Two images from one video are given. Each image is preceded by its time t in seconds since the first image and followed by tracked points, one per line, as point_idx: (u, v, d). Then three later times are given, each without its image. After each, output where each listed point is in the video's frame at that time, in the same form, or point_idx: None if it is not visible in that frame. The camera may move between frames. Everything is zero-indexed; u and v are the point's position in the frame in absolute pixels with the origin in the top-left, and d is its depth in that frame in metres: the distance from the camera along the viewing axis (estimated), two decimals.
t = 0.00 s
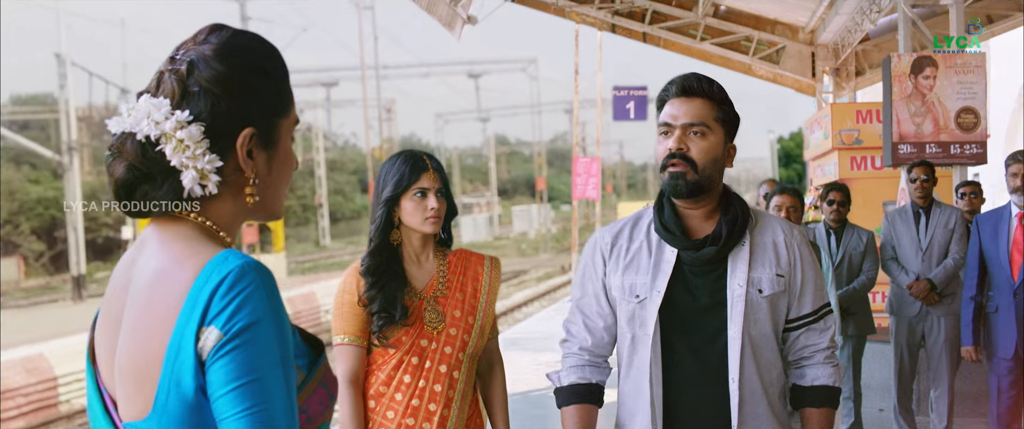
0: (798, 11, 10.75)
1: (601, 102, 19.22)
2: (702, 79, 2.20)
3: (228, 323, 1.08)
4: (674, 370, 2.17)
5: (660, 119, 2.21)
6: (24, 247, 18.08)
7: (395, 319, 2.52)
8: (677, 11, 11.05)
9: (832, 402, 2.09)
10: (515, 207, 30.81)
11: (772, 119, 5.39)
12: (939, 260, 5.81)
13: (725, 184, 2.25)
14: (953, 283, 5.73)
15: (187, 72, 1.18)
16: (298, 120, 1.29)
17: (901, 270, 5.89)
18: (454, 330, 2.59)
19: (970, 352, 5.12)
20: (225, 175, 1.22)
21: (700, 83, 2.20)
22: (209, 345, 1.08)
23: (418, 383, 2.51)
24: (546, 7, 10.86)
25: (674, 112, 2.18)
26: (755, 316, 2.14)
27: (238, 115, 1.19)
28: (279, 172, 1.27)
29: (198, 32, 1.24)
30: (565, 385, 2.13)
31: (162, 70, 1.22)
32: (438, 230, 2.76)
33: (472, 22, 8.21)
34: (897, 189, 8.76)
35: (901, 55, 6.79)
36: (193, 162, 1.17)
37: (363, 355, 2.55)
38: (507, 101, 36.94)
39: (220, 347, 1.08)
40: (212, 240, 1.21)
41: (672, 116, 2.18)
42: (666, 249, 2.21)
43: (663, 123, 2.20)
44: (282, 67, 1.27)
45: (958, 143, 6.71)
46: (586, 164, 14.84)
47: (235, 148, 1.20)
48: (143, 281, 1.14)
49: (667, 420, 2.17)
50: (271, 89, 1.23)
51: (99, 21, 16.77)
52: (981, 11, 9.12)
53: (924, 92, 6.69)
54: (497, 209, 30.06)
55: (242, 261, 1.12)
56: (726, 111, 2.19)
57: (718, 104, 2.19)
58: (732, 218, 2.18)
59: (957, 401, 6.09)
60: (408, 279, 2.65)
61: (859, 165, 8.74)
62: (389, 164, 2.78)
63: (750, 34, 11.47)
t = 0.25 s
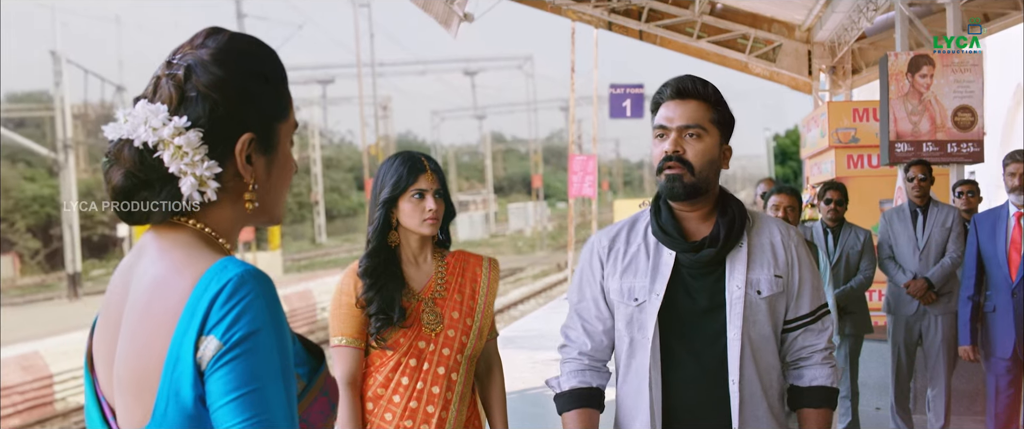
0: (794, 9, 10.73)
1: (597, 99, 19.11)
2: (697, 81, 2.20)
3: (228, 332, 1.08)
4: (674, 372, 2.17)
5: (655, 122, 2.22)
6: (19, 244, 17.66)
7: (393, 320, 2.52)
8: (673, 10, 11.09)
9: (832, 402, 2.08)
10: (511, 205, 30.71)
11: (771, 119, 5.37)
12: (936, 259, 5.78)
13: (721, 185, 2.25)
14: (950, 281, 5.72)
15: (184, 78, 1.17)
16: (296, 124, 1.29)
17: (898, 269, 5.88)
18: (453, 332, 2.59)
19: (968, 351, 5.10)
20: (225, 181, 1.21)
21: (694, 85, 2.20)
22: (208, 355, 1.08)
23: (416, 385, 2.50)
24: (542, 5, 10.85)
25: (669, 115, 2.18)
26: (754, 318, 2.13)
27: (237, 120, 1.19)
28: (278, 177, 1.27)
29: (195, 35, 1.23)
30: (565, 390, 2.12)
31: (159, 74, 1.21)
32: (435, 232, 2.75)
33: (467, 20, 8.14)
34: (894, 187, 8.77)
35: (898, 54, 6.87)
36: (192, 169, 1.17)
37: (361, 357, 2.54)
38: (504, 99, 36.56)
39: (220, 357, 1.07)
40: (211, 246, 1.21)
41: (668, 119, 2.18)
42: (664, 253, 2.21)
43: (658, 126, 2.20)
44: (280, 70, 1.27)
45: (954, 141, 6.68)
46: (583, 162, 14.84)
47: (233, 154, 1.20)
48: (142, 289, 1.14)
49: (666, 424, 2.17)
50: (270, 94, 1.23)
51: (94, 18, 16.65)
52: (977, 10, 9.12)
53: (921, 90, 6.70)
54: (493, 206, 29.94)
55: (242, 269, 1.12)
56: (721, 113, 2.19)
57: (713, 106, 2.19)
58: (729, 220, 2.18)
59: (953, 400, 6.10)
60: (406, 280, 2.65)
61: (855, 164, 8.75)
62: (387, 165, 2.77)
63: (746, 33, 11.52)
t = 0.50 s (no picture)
0: (794, 8, 10.76)
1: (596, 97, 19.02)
2: (693, 82, 2.21)
3: (230, 342, 1.08)
4: (675, 376, 2.16)
5: (653, 125, 2.21)
6: (18, 242, 17.21)
7: (393, 321, 2.52)
8: (672, 7, 11.08)
9: (832, 403, 2.08)
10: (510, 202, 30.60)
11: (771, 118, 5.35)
12: (936, 258, 5.78)
13: (720, 188, 2.24)
14: (950, 280, 5.71)
15: (184, 84, 1.17)
16: (298, 128, 1.29)
17: (898, 268, 5.87)
18: (453, 333, 2.58)
19: (969, 351, 5.09)
20: (226, 188, 1.21)
21: (690, 87, 2.20)
22: (211, 364, 1.08)
23: (416, 387, 2.49)
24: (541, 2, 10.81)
25: (666, 118, 2.18)
26: (755, 319, 2.13)
27: (238, 126, 1.19)
28: (279, 182, 1.27)
29: (196, 39, 1.23)
30: (564, 395, 2.11)
31: (157, 81, 1.21)
32: (435, 233, 2.75)
33: (466, 17, 8.09)
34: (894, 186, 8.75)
35: (898, 52, 6.85)
36: (193, 176, 1.17)
37: (361, 359, 2.54)
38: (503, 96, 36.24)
39: (223, 367, 1.08)
40: (212, 253, 1.21)
41: (665, 122, 2.18)
42: (663, 255, 2.21)
43: (655, 129, 2.20)
44: (281, 75, 1.26)
45: (954, 140, 6.67)
46: (582, 160, 14.83)
47: (235, 160, 1.20)
48: (144, 298, 1.14)
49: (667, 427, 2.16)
50: (272, 100, 1.23)
51: (93, 15, 16.57)
52: (977, 8, 9.12)
53: (921, 89, 6.69)
54: (491, 204, 29.81)
55: (244, 279, 1.12)
56: (718, 115, 2.19)
57: (709, 108, 2.19)
58: (729, 222, 2.17)
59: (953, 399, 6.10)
60: (406, 281, 2.64)
61: (855, 162, 8.75)
62: (387, 166, 2.77)
63: (746, 31, 11.47)
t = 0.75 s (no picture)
0: (795, 6, 10.77)
1: (597, 94, 18.91)
2: (691, 84, 2.21)
3: (234, 351, 1.08)
4: (677, 378, 2.16)
5: (652, 126, 2.21)
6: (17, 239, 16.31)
7: (395, 323, 2.51)
8: (673, 5, 11.06)
9: (835, 402, 2.08)
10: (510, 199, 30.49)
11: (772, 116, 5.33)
12: (939, 256, 5.76)
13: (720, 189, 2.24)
14: (953, 278, 5.69)
15: (187, 88, 1.18)
16: (300, 132, 1.29)
17: (899, 266, 5.86)
18: (455, 334, 2.58)
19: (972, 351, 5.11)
20: (229, 193, 1.21)
21: (688, 89, 2.19)
22: (215, 373, 1.08)
23: (418, 387, 2.49)
24: None
25: (665, 120, 2.18)
26: (756, 321, 2.13)
27: (240, 131, 1.19)
28: (283, 187, 1.27)
29: (198, 44, 1.23)
30: (565, 399, 2.10)
31: (158, 87, 1.21)
32: (437, 234, 2.75)
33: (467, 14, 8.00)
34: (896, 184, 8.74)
35: (899, 51, 6.83)
36: (196, 182, 1.17)
37: (363, 360, 2.54)
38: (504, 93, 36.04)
39: (226, 376, 1.08)
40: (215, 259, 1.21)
41: (663, 124, 2.18)
42: (664, 256, 2.20)
43: (655, 131, 2.19)
44: (284, 78, 1.27)
45: (956, 138, 6.67)
46: (583, 157, 14.81)
47: (239, 164, 1.20)
48: (147, 304, 1.14)
49: None
50: (275, 105, 1.23)
51: (94, 12, 16.50)
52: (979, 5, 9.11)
53: (922, 87, 6.68)
54: (492, 201, 29.67)
55: (248, 286, 1.12)
56: (717, 116, 2.19)
57: (709, 109, 2.19)
58: (729, 223, 2.17)
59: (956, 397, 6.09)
60: (408, 282, 2.64)
61: (856, 160, 8.72)
62: (388, 167, 2.77)
63: (747, 27, 11.33)
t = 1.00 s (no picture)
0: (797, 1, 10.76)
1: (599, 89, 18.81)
2: (688, 83, 2.20)
3: (238, 355, 1.09)
4: (678, 378, 2.16)
5: (649, 127, 2.20)
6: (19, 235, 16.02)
7: (397, 321, 2.52)
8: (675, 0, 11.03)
9: (837, 399, 2.08)
10: (512, 195, 30.31)
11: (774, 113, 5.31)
12: (941, 252, 5.75)
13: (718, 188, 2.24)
14: (956, 274, 5.67)
15: (189, 89, 1.18)
16: (302, 134, 1.29)
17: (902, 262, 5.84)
18: (458, 333, 2.58)
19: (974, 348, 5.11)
20: (232, 195, 1.22)
21: (685, 88, 2.19)
22: (218, 378, 1.09)
23: (420, 386, 2.49)
24: None
25: (663, 120, 2.17)
26: (756, 320, 2.13)
27: (244, 133, 1.20)
28: (286, 189, 1.28)
29: (199, 45, 1.24)
30: (564, 401, 2.10)
31: (158, 90, 1.22)
32: (439, 232, 2.75)
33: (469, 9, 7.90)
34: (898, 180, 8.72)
35: (902, 46, 6.75)
36: (199, 184, 1.18)
37: (365, 359, 2.54)
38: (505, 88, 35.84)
39: (230, 381, 1.09)
40: (217, 262, 1.22)
41: (660, 124, 2.17)
42: (663, 257, 2.20)
43: (651, 131, 2.19)
44: (286, 79, 1.28)
45: (958, 134, 6.68)
46: (584, 153, 14.76)
47: (241, 167, 1.21)
48: (151, 309, 1.15)
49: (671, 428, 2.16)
50: (277, 106, 1.24)
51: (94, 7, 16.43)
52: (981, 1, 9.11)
53: (925, 83, 6.66)
54: (494, 196, 29.53)
55: (251, 290, 1.13)
56: (714, 116, 2.19)
57: (706, 109, 2.19)
58: (728, 223, 2.17)
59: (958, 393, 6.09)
60: (410, 280, 2.65)
61: (859, 156, 8.70)
62: (390, 165, 2.77)
63: (749, 23, 11.35)
